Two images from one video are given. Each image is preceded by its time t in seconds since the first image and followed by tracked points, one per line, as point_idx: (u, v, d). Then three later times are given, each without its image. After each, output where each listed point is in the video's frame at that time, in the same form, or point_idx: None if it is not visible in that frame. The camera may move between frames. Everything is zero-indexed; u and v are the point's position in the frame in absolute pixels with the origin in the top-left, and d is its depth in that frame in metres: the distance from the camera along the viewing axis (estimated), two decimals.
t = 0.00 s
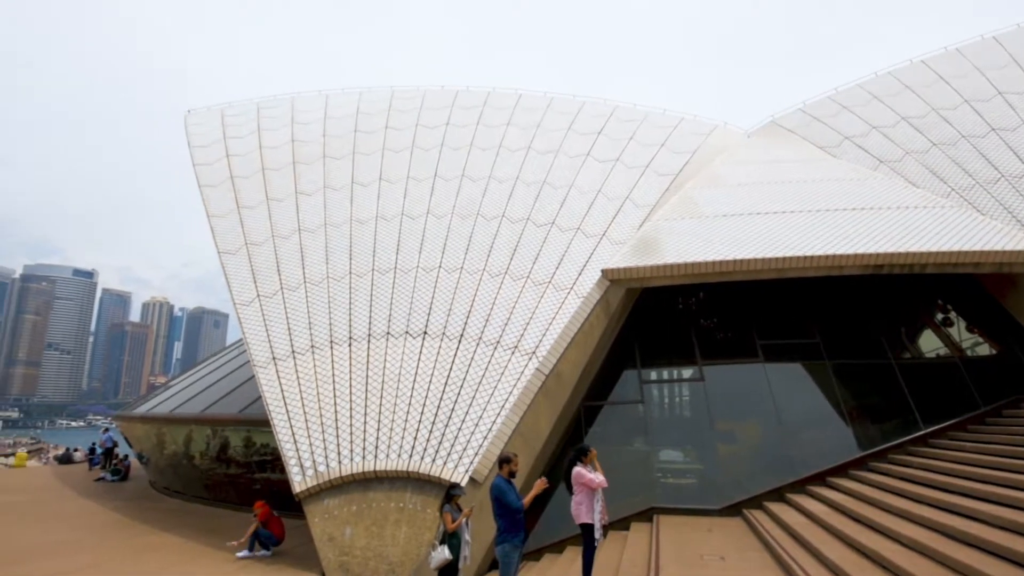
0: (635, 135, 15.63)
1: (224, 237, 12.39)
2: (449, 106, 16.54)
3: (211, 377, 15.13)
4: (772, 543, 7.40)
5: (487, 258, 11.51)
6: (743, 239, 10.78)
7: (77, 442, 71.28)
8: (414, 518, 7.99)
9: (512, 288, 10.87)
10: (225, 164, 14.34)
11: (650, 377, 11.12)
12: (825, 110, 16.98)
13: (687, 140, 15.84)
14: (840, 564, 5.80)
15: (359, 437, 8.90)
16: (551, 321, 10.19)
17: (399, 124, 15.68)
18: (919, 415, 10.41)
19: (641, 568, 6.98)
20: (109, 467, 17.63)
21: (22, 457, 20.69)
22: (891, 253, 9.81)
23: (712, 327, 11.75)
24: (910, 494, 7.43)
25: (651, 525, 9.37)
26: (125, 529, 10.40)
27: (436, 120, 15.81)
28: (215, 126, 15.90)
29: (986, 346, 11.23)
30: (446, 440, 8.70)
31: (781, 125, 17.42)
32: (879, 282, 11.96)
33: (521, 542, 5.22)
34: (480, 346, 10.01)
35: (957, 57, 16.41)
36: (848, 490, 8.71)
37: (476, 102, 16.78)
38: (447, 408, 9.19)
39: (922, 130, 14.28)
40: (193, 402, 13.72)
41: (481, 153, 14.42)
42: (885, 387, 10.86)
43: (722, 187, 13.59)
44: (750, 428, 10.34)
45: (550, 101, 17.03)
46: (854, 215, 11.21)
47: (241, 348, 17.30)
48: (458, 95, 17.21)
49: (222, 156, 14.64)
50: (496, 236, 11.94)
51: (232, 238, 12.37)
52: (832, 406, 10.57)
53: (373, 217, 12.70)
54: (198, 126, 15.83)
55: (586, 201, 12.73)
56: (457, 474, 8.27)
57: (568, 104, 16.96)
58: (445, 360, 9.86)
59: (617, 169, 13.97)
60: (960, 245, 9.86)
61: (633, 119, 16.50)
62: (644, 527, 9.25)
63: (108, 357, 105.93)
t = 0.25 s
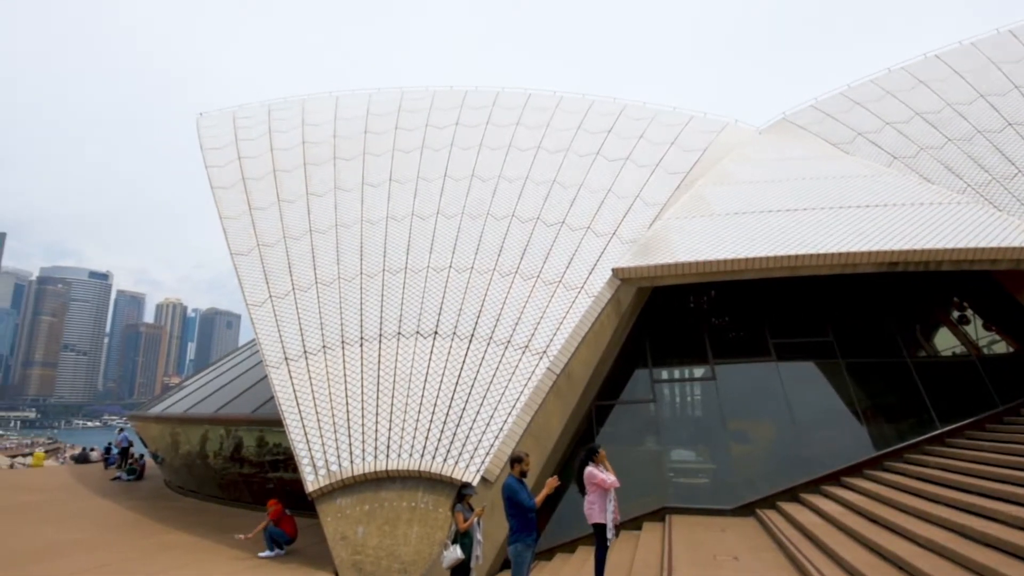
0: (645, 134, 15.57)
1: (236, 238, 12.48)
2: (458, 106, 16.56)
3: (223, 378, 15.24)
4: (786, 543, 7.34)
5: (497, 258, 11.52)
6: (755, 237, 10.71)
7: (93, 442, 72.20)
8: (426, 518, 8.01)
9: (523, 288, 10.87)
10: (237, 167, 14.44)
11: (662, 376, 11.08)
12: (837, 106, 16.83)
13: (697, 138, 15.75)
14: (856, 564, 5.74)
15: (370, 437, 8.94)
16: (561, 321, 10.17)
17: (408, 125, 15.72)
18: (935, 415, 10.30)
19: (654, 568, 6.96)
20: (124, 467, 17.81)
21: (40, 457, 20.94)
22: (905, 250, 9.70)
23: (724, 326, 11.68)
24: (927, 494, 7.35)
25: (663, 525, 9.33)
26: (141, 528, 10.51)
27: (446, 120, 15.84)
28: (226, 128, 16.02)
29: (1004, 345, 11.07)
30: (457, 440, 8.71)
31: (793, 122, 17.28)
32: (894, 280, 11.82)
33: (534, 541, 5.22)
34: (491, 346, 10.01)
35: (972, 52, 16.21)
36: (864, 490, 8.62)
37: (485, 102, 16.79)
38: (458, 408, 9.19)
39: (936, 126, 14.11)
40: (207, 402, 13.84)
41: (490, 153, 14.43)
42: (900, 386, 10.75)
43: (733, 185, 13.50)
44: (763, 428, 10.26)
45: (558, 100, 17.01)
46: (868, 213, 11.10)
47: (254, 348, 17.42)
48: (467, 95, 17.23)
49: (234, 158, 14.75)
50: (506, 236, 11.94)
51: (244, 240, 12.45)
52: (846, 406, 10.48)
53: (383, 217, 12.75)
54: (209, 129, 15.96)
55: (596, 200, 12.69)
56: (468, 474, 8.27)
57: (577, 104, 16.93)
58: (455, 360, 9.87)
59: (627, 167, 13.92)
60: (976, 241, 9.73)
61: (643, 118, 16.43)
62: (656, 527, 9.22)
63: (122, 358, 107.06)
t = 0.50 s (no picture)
0: (655, 132, 15.51)
1: (248, 239, 12.57)
2: (467, 106, 16.58)
3: (236, 378, 15.36)
4: (800, 543, 7.28)
5: (507, 257, 11.51)
6: (767, 235, 10.63)
7: (107, 442, 73.03)
8: (438, 517, 8.02)
9: (533, 287, 10.85)
10: (248, 168, 14.53)
11: (673, 375, 11.03)
12: (849, 102, 16.67)
13: (707, 136, 15.66)
14: (872, 565, 5.69)
15: (382, 436, 8.97)
16: (572, 320, 10.15)
17: (418, 125, 15.76)
18: (951, 414, 10.18)
19: (667, 568, 6.93)
20: (139, 466, 17.99)
21: (57, 456, 21.19)
22: (920, 247, 9.59)
23: (735, 325, 11.61)
24: (943, 493, 7.27)
25: (675, 524, 9.29)
26: (156, 527, 10.61)
27: (456, 120, 15.86)
28: (238, 130, 16.13)
29: (1021, 343, 10.91)
30: (468, 439, 8.72)
31: (804, 118, 17.14)
32: (908, 278, 11.70)
33: (545, 541, 5.21)
34: (501, 345, 10.01)
35: (987, 45, 16.00)
36: (879, 490, 8.54)
37: (494, 102, 16.79)
38: (469, 408, 9.20)
39: (951, 121, 13.95)
40: (220, 402, 13.95)
41: (499, 153, 14.43)
42: (915, 384, 10.64)
43: (744, 183, 13.42)
44: (776, 427, 10.19)
45: (568, 99, 16.97)
46: (881, 209, 10.99)
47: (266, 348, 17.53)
48: (476, 95, 17.24)
49: (245, 160, 14.84)
50: (516, 235, 11.93)
51: (256, 241, 12.53)
52: (859, 405, 10.39)
53: (393, 218, 12.78)
54: (221, 131, 16.08)
55: (606, 199, 12.66)
56: (479, 473, 8.28)
57: (586, 102, 16.89)
58: (466, 359, 9.88)
59: (637, 166, 13.86)
60: (993, 237, 9.60)
61: (652, 116, 16.37)
62: (669, 527, 9.18)
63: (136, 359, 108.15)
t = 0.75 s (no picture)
0: (664, 130, 15.44)
1: (259, 240, 12.65)
2: (475, 106, 16.59)
3: (248, 378, 15.46)
4: (813, 543, 7.23)
5: (517, 257, 11.50)
6: (778, 232, 10.56)
7: (121, 442, 73.85)
8: (449, 516, 8.03)
9: (543, 286, 10.84)
10: (259, 170, 14.63)
11: (684, 374, 10.97)
12: (861, 98, 16.52)
13: (716, 134, 15.56)
14: (887, 565, 5.63)
15: (393, 436, 8.99)
16: (581, 319, 10.12)
17: (426, 125, 15.78)
18: (967, 412, 10.06)
19: (679, 568, 6.89)
20: (154, 466, 18.16)
21: (72, 456, 21.41)
22: (934, 244, 9.48)
23: (746, 323, 11.52)
24: (959, 492, 7.19)
25: (687, 524, 9.25)
26: (170, 526, 10.70)
27: (464, 120, 15.87)
28: (248, 132, 16.22)
29: None
30: (479, 439, 8.72)
31: (815, 114, 17.01)
32: (921, 275, 11.57)
33: (556, 540, 5.20)
34: (511, 345, 10.00)
35: (1001, 39, 15.81)
36: (893, 489, 8.46)
37: (502, 102, 16.80)
38: (479, 407, 9.20)
39: (965, 116, 13.79)
40: (233, 402, 14.04)
41: (508, 152, 14.42)
42: (929, 382, 10.54)
43: (754, 180, 13.33)
44: (788, 426, 10.12)
45: (576, 98, 16.94)
46: (894, 206, 10.88)
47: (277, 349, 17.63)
48: (484, 95, 17.24)
49: (255, 162, 14.93)
50: (525, 235, 11.92)
51: (267, 242, 12.61)
52: (873, 404, 10.29)
53: (403, 218, 12.81)
54: (232, 133, 16.18)
55: (615, 197, 12.62)
56: (490, 473, 8.28)
57: (594, 101, 16.85)
58: (476, 359, 9.88)
59: (646, 164, 13.81)
60: (1009, 233, 9.47)
61: (661, 114, 16.30)
62: (680, 526, 9.14)
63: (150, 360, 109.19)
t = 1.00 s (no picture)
0: (673, 127, 15.38)
1: (270, 241, 12.73)
2: (484, 105, 16.60)
3: (260, 378, 15.56)
4: (827, 542, 7.17)
5: (526, 256, 11.50)
6: (789, 229, 10.48)
7: (135, 442, 74.64)
8: (460, 515, 8.05)
9: (552, 285, 10.83)
10: (269, 171, 14.71)
11: (695, 372, 10.91)
12: (873, 93, 16.35)
13: (726, 131, 15.46)
14: (902, 565, 5.57)
15: (403, 435, 9.01)
16: (591, 318, 10.10)
17: (435, 125, 15.80)
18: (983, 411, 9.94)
19: (691, 568, 6.86)
20: (168, 465, 18.33)
21: (87, 456, 21.64)
22: (949, 240, 9.36)
23: (757, 321, 11.44)
24: (975, 491, 7.11)
25: (699, 523, 9.21)
26: (185, 525, 10.79)
27: (472, 119, 15.89)
28: (258, 134, 16.32)
29: None
30: (489, 438, 8.73)
31: (826, 110, 16.87)
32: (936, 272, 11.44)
33: (568, 539, 5.20)
34: (521, 344, 10.00)
35: (1016, 32, 15.61)
36: (908, 488, 8.37)
37: (511, 101, 16.79)
38: (490, 406, 9.21)
39: (979, 110, 13.63)
40: (245, 402, 14.14)
41: (517, 151, 14.42)
42: (944, 380, 10.43)
43: (765, 177, 13.24)
44: (801, 425, 10.05)
45: (585, 97, 16.90)
46: (907, 202, 10.77)
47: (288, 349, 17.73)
48: (492, 94, 17.24)
49: (266, 163, 15.02)
50: (534, 234, 11.91)
51: (277, 243, 12.68)
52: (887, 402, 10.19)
53: (412, 218, 12.84)
54: (242, 135, 16.29)
55: (624, 195, 12.59)
56: (501, 472, 8.28)
57: (603, 99, 16.81)
58: (486, 358, 9.89)
59: (656, 162, 13.75)
60: None
61: (670, 111, 16.23)
62: (692, 526, 9.10)
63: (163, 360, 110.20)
